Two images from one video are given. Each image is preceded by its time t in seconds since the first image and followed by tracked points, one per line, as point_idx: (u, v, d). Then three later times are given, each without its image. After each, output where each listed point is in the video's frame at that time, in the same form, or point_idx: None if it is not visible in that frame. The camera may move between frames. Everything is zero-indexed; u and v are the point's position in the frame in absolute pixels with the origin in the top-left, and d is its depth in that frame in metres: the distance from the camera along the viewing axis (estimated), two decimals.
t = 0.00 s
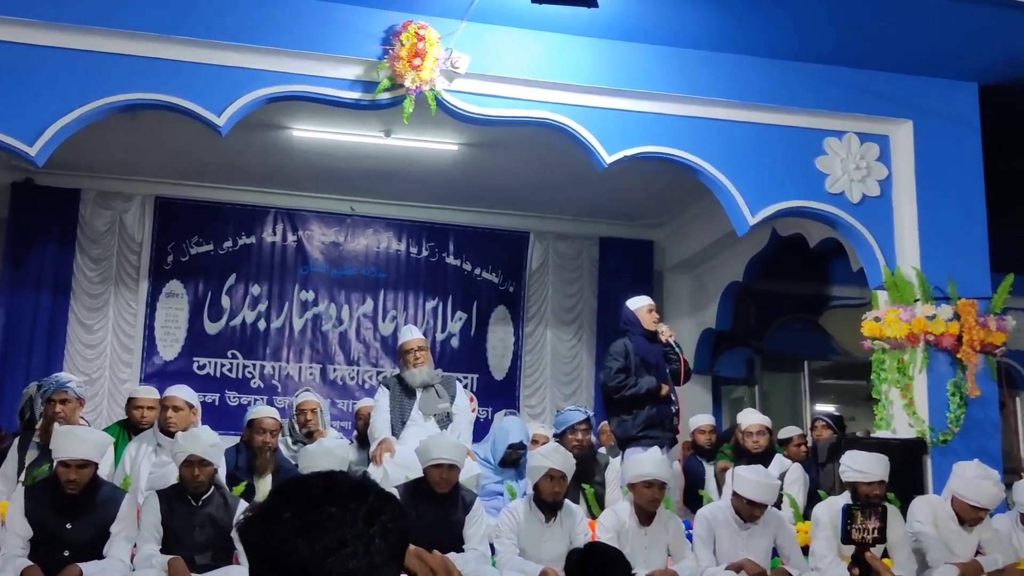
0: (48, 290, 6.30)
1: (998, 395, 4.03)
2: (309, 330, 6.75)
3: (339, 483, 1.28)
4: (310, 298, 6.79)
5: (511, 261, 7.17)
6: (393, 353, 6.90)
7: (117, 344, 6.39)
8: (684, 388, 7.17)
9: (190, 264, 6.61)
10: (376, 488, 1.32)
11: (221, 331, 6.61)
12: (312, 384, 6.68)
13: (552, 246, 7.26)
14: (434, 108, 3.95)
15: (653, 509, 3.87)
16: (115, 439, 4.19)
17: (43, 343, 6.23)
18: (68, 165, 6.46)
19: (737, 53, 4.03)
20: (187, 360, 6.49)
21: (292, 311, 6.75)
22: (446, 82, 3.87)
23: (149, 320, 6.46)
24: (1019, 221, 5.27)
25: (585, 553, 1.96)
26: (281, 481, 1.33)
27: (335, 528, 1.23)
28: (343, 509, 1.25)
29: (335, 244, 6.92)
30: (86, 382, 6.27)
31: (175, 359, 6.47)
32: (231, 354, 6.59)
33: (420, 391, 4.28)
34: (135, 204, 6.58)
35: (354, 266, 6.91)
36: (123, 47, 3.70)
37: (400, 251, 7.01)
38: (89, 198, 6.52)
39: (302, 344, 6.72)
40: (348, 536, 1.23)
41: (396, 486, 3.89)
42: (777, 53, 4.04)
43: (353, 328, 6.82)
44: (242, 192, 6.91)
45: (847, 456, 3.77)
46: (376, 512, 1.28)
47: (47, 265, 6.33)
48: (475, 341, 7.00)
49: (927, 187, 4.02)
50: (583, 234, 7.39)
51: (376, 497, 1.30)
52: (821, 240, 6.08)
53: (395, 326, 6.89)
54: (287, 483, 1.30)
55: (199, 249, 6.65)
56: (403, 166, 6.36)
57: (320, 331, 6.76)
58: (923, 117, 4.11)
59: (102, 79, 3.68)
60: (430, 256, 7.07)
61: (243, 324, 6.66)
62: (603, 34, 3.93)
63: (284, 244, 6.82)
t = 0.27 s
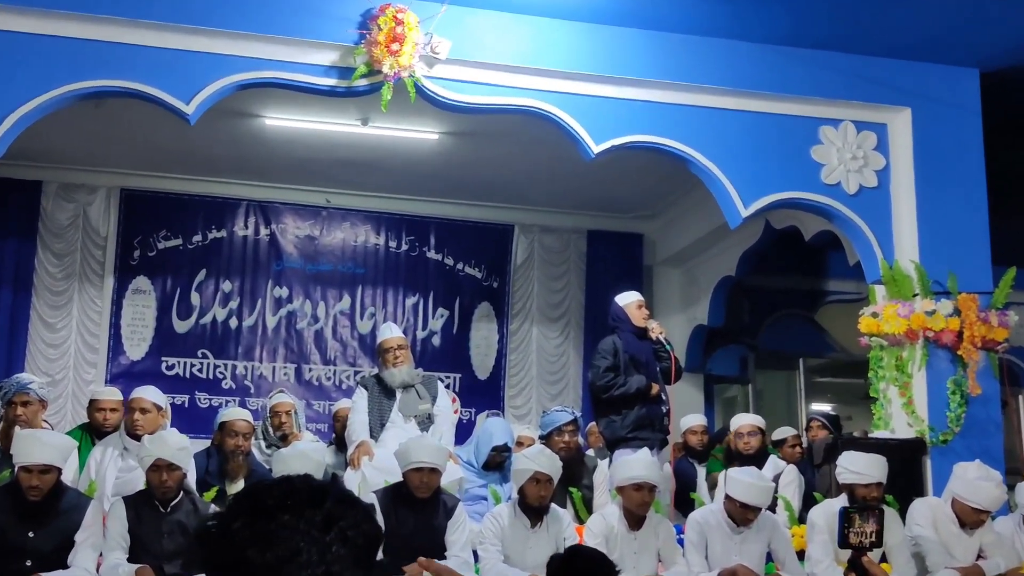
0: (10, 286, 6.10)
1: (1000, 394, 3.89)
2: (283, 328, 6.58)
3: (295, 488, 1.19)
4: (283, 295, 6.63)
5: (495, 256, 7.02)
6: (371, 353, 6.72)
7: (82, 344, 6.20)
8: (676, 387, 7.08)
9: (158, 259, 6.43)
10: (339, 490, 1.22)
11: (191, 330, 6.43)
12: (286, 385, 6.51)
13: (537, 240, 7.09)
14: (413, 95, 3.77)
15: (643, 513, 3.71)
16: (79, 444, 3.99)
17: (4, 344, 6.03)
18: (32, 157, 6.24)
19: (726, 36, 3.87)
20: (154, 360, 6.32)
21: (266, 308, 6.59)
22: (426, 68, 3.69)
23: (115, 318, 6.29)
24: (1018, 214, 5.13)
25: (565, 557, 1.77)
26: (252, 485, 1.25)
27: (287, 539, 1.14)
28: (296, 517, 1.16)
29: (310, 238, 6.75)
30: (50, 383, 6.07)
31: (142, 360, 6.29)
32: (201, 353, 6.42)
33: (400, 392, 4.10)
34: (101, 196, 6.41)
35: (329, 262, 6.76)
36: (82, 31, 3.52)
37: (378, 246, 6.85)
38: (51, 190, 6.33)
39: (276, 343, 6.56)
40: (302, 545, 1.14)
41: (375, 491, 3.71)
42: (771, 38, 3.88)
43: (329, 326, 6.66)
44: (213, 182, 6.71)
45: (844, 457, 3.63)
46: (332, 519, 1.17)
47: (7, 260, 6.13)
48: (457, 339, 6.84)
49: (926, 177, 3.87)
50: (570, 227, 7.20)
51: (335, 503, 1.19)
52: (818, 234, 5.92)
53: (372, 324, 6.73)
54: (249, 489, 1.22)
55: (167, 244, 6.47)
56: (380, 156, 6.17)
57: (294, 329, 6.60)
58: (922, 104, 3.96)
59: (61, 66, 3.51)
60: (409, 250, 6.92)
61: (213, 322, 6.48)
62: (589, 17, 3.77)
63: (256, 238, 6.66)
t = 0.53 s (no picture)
0: None
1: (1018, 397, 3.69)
2: (261, 329, 6.39)
3: (278, 497, 1.09)
4: (262, 295, 6.43)
5: (483, 252, 6.80)
6: (355, 354, 6.52)
7: (48, 347, 6.03)
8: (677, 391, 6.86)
9: (129, 256, 6.25)
10: (325, 502, 1.12)
11: (163, 331, 6.25)
12: (263, 390, 6.31)
13: (530, 236, 6.89)
14: (398, 82, 3.56)
15: (642, 524, 3.49)
16: (46, 453, 3.78)
17: None
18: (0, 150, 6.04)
19: (727, 21, 3.67)
20: (125, 364, 6.13)
21: (244, 308, 6.39)
22: (412, 54, 3.49)
23: (83, 320, 6.10)
24: None
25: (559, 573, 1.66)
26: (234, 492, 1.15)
27: (268, 550, 1.03)
28: (280, 530, 1.06)
29: (290, 234, 6.55)
30: (14, 388, 5.91)
31: (113, 363, 6.11)
32: (175, 357, 6.23)
33: (385, 397, 3.88)
34: (67, 189, 6.24)
35: (310, 259, 6.55)
36: (43, 16, 3.31)
37: (361, 242, 6.65)
38: (15, 186, 6.17)
39: (254, 346, 6.37)
40: (285, 557, 1.03)
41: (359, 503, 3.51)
42: (775, 23, 3.69)
43: (310, 327, 6.46)
44: (189, 175, 6.50)
45: (854, 464, 3.42)
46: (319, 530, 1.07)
47: None
48: (446, 341, 6.65)
49: (939, 168, 3.68)
50: (564, 222, 7.00)
51: (322, 513, 1.09)
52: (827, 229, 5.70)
53: (356, 325, 6.54)
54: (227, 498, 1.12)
55: (139, 240, 6.28)
56: (363, 147, 5.96)
57: (273, 330, 6.41)
58: (934, 92, 3.77)
59: (21, 53, 3.30)
60: (395, 247, 6.71)
61: (186, 324, 6.29)
62: None
63: (232, 234, 6.45)
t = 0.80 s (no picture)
0: None
1: None
2: (245, 331, 6.24)
3: (273, 506, 0.97)
4: (246, 296, 6.28)
5: (478, 252, 6.65)
6: (343, 358, 6.39)
7: (22, 349, 5.87)
8: (682, 396, 6.76)
9: (107, 256, 6.11)
10: (323, 511, 0.98)
11: (144, 334, 6.10)
12: (250, 396, 6.15)
13: (526, 233, 6.73)
14: (389, 74, 3.40)
15: (645, 535, 3.34)
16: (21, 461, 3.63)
17: None
18: None
19: (731, 9, 3.52)
20: (103, 369, 5.99)
21: (227, 310, 6.24)
22: (403, 45, 3.33)
23: (58, 323, 5.97)
24: None
25: None
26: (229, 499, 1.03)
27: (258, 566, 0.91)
28: (273, 540, 0.93)
29: (275, 233, 6.39)
30: None
31: (91, 368, 5.97)
32: (155, 361, 6.08)
33: (375, 403, 3.73)
34: (42, 185, 6.08)
35: (296, 259, 6.40)
36: (16, 4, 3.16)
37: (349, 241, 6.49)
38: None
39: (238, 350, 6.22)
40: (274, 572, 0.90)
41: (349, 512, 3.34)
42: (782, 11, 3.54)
43: (297, 330, 6.32)
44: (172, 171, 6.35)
45: (866, 471, 3.27)
46: (313, 543, 0.94)
47: None
48: (438, 344, 6.49)
49: (953, 162, 3.53)
50: (561, 219, 6.85)
51: (318, 525, 0.95)
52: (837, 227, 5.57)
53: (345, 328, 6.39)
54: (221, 506, 0.99)
55: (117, 238, 6.13)
56: (354, 140, 5.80)
57: (258, 333, 6.26)
58: (948, 83, 3.62)
59: None
60: (385, 245, 6.55)
61: (167, 326, 6.14)
62: None
63: (215, 233, 6.30)
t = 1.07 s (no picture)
0: None
1: None
2: (222, 336, 6.04)
3: (253, 521, 0.91)
4: (222, 298, 6.09)
5: (469, 251, 6.45)
6: (327, 363, 6.15)
7: None
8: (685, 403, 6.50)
9: (73, 256, 5.93)
10: (306, 528, 0.93)
11: (113, 338, 5.91)
12: (226, 404, 5.94)
13: (521, 230, 6.54)
14: (374, 62, 3.20)
15: (646, 551, 3.13)
16: None
17: None
18: None
19: None
20: (70, 375, 5.80)
21: (202, 312, 6.04)
22: (389, 31, 3.13)
23: (24, 326, 5.77)
24: None
25: None
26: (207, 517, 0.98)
27: None
28: (254, 557, 0.88)
29: (253, 230, 6.19)
30: None
31: (57, 374, 5.78)
32: (125, 367, 5.88)
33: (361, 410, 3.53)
34: (5, 179, 5.87)
35: (275, 258, 6.20)
36: None
37: (330, 239, 6.28)
38: None
39: (213, 355, 6.01)
40: None
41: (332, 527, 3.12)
42: None
43: (276, 334, 6.10)
44: (142, 165, 6.16)
45: (880, 483, 3.08)
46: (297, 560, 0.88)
47: None
48: (427, 350, 6.29)
49: (973, 155, 3.34)
50: (558, 215, 6.65)
51: (301, 542, 0.90)
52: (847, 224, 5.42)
53: (327, 331, 6.18)
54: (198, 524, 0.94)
55: (85, 237, 5.95)
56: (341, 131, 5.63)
57: (235, 337, 6.06)
58: (967, 71, 3.43)
59: None
60: (371, 243, 6.36)
61: (139, 330, 5.94)
62: None
63: (190, 230, 6.10)
